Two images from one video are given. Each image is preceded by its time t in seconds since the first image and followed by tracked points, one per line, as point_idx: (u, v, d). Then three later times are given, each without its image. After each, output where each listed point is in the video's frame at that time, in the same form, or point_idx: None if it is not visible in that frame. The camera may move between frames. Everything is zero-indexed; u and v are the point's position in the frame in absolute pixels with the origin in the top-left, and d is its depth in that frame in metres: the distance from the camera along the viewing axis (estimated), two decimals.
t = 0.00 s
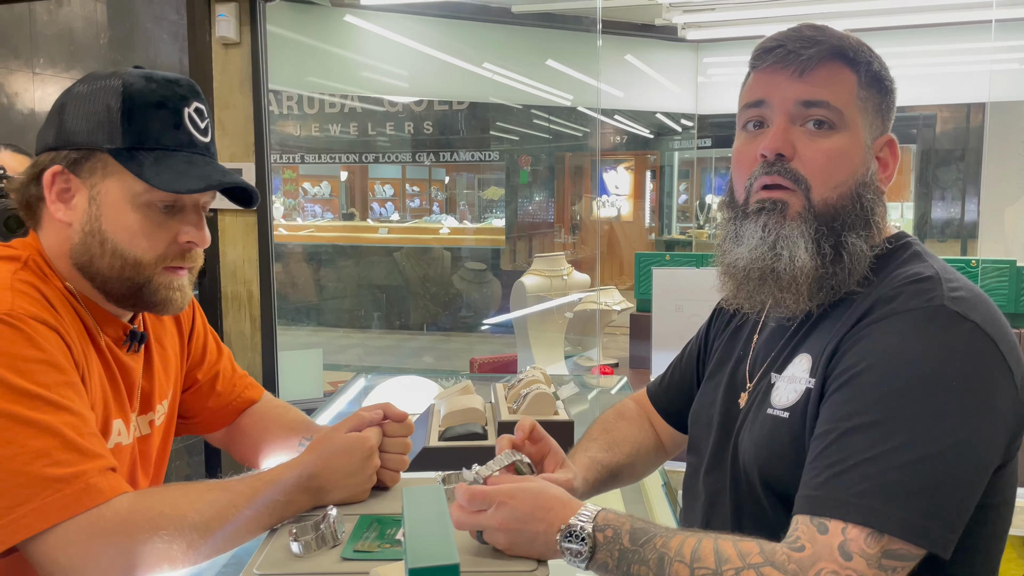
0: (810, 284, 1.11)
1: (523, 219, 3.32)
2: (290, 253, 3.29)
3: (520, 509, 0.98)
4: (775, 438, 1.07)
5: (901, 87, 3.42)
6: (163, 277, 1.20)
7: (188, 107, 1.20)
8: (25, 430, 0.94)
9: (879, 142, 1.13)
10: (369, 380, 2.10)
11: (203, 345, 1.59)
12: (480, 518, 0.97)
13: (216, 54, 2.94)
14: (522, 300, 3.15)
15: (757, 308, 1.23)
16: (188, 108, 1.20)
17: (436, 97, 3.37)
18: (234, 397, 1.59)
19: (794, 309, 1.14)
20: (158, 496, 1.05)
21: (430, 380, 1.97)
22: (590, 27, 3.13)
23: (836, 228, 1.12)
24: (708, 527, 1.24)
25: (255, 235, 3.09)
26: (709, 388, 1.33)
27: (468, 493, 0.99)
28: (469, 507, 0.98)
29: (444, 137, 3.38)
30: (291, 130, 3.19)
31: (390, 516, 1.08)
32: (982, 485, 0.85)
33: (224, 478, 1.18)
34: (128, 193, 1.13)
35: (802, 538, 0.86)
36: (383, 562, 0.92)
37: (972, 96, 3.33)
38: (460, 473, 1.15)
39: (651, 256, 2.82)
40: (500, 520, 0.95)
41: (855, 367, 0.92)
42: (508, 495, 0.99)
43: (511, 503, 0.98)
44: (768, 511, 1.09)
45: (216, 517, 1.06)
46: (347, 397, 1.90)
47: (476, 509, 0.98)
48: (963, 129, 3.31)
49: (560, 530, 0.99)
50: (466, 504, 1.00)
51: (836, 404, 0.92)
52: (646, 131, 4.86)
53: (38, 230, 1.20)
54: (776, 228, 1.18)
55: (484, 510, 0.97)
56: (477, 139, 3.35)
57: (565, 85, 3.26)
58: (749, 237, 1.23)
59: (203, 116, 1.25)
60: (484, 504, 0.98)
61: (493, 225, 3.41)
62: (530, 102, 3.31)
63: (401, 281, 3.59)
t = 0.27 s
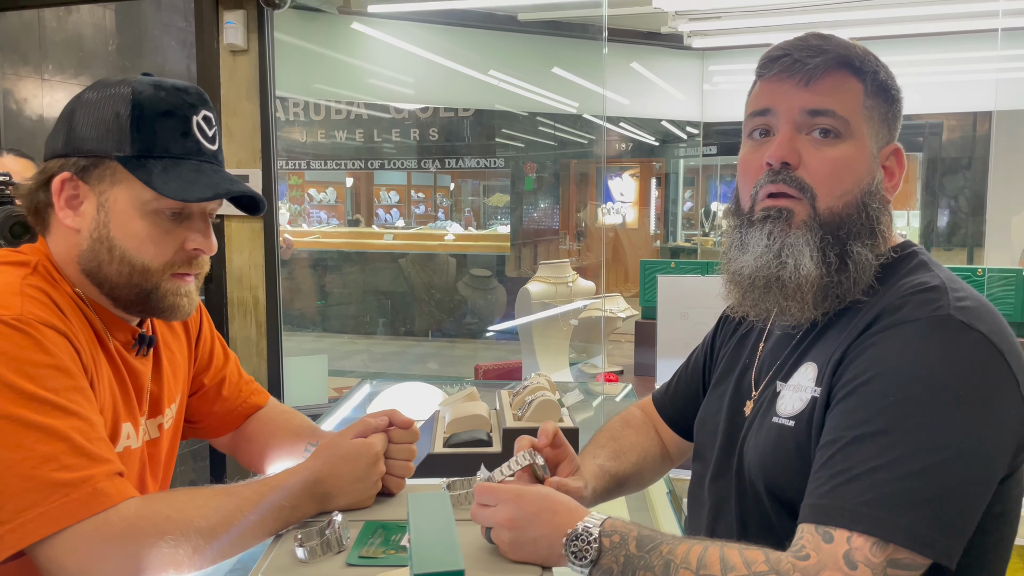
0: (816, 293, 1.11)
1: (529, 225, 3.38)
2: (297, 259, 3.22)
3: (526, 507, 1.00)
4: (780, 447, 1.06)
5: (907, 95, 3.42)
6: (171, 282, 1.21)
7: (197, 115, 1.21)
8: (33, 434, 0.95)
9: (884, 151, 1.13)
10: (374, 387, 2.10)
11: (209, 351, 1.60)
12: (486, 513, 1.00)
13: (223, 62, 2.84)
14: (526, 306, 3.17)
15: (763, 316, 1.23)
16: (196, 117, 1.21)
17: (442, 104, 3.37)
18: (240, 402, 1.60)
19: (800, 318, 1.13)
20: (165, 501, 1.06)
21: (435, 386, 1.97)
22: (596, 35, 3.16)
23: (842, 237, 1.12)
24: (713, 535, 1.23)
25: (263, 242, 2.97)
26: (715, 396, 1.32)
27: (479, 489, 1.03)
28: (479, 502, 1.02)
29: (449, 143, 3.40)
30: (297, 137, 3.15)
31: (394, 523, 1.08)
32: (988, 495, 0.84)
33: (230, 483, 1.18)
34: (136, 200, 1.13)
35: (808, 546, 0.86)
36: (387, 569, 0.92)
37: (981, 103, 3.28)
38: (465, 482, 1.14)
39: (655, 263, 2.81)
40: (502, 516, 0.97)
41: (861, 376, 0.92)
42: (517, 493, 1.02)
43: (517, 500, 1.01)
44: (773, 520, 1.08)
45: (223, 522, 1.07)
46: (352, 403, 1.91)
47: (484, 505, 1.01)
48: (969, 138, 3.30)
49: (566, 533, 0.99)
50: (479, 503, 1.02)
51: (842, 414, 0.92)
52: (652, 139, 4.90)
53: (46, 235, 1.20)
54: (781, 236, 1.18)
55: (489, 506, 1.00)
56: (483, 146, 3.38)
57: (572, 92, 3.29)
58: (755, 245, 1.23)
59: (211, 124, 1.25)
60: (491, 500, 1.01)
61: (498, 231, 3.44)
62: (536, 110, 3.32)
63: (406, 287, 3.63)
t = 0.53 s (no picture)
0: (819, 302, 1.10)
1: (534, 231, 3.40)
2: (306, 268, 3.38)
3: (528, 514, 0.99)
4: (783, 456, 1.06)
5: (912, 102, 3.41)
6: (173, 288, 1.21)
7: (199, 122, 1.21)
8: (33, 440, 0.95)
9: (888, 159, 1.12)
10: (377, 392, 2.10)
11: (214, 356, 1.60)
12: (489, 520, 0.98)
13: (229, 68, 2.86)
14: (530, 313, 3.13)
15: (766, 324, 1.22)
16: (199, 124, 1.21)
17: (447, 109, 3.41)
18: (243, 407, 1.60)
19: (803, 327, 1.13)
20: (167, 506, 1.06)
21: (438, 392, 1.97)
22: (601, 40, 3.19)
23: (845, 246, 1.12)
24: (716, 544, 1.22)
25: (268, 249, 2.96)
26: (718, 404, 1.32)
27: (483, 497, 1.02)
28: (482, 510, 1.01)
29: (455, 148, 3.40)
30: (303, 143, 3.09)
31: (396, 530, 1.08)
32: (993, 506, 0.84)
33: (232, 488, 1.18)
34: (138, 207, 1.14)
35: (810, 556, 0.85)
36: None
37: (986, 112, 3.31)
38: (467, 488, 1.13)
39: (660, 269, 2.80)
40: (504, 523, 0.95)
41: (864, 387, 0.91)
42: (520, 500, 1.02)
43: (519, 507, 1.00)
44: (775, 528, 1.08)
45: (223, 528, 1.07)
46: (355, 410, 1.90)
47: (488, 512, 1.00)
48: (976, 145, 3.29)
49: (568, 541, 0.98)
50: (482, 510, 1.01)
51: (844, 423, 0.91)
52: (657, 145, 4.89)
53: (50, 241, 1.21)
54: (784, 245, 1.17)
55: (493, 513, 0.99)
56: (489, 151, 3.37)
57: (575, 98, 3.37)
58: (758, 253, 1.23)
59: (214, 130, 1.26)
60: (494, 506, 1.00)
61: (503, 237, 3.45)
62: (541, 116, 3.39)
63: (411, 293, 3.66)
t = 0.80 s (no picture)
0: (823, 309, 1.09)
1: (538, 235, 3.49)
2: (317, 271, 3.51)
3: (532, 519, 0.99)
4: (788, 464, 1.05)
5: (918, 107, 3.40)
6: (170, 295, 1.21)
7: (198, 127, 1.21)
8: (33, 445, 0.95)
9: (894, 165, 1.11)
10: (382, 397, 2.10)
11: (218, 361, 1.60)
12: (493, 526, 0.98)
13: (234, 72, 2.82)
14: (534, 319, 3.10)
15: (771, 332, 1.22)
16: (198, 129, 1.21)
17: (454, 114, 3.42)
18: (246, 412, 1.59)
19: (808, 334, 1.12)
20: (169, 511, 1.06)
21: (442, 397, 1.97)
22: (604, 46, 3.23)
23: (850, 253, 1.11)
24: (720, 552, 1.21)
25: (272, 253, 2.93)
26: (723, 411, 1.31)
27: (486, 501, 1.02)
28: (486, 515, 1.00)
29: (460, 153, 3.46)
30: (309, 148, 3.08)
31: (399, 536, 1.07)
32: (1000, 514, 0.83)
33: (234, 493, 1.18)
34: (135, 214, 1.14)
35: (815, 565, 0.84)
36: None
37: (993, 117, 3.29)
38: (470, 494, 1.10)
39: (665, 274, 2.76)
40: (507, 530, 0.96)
41: (869, 394, 0.90)
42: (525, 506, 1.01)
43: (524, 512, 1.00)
44: (780, 536, 1.07)
45: (224, 534, 1.07)
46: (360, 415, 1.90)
47: (492, 517, 1.00)
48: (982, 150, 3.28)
49: (570, 549, 0.98)
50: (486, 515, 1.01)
51: (849, 431, 0.90)
52: (661, 149, 4.85)
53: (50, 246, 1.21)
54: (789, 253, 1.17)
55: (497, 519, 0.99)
56: (494, 156, 3.45)
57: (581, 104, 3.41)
58: (763, 261, 1.22)
59: (213, 136, 1.26)
60: (498, 511, 1.00)
61: (508, 241, 3.52)
62: (545, 121, 3.41)
63: (415, 297, 3.66)
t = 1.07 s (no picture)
0: (828, 312, 1.08)
1: (543, 239, 3.41)
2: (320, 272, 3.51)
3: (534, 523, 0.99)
4: (792, 468, 1.04)
5: (922, 109, 3.39)
6: (166, 299, 1.21)
7: (194, 130, 1.21)
8: (32, 448, 0.95)
9: (898, 167, 1.10)
10: (384, 400, 2.09)
11: (219, 364, 1.60)
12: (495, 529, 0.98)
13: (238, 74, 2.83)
14: (537, 319, 3.13)
15: (775, 336, 1.21)
16: (193, 132, 1.21)
17: (457, 117, 3.46)
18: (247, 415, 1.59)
19: (812, 338, 1.11)
20: (167, 514, 1.05)
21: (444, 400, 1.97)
22: (607, 49, 3.17)
23: (855, 256, 1.10)
24: (724, 556, 1.20)
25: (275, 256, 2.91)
26: (726, 415, 1.30)
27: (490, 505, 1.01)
28: (490, 518, 1.00)
29: (463, 156, 3.47)
30: (313, 151, 3.10)
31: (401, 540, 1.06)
32: (1007, 518, 0.81)
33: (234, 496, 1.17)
34: (129, 218, 1.13)
35: (818, 570, 0.83)
36: None
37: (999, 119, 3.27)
38: (472, 498, 1.10)
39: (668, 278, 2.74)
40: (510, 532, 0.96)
41: (874, 398, 0.89)
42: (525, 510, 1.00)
43: (526, 516, 0.99)
44: (784, 541, 1.06)
45: (224, 537, 1.06)
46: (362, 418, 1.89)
47: (495, 520, 0.99)
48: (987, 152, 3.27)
49: (574, 553, 0.97)
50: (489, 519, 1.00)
51: (854, 435, 0.90)
52: (665, 153, 4.88)
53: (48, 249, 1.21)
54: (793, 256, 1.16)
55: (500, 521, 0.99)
56: (497, 159, 3.45)
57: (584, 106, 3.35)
58: (766, 264, 1.21)
59: (210, 139, 1.25)
60: (501, 514, 0.99)
61: (513, 244, 3.47)
62: (549, 123, 3.39)
63: (417, 299, 3.63)
